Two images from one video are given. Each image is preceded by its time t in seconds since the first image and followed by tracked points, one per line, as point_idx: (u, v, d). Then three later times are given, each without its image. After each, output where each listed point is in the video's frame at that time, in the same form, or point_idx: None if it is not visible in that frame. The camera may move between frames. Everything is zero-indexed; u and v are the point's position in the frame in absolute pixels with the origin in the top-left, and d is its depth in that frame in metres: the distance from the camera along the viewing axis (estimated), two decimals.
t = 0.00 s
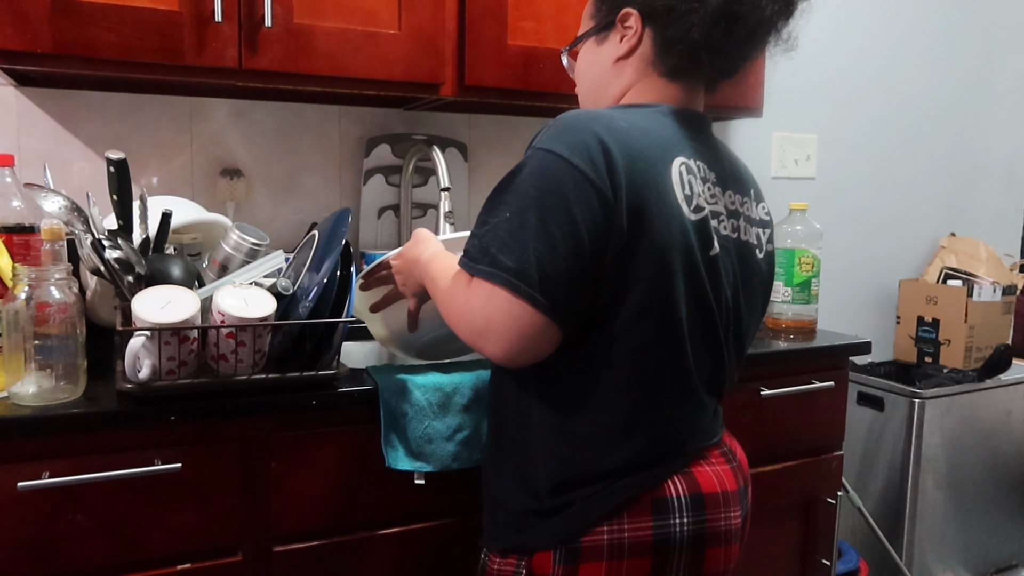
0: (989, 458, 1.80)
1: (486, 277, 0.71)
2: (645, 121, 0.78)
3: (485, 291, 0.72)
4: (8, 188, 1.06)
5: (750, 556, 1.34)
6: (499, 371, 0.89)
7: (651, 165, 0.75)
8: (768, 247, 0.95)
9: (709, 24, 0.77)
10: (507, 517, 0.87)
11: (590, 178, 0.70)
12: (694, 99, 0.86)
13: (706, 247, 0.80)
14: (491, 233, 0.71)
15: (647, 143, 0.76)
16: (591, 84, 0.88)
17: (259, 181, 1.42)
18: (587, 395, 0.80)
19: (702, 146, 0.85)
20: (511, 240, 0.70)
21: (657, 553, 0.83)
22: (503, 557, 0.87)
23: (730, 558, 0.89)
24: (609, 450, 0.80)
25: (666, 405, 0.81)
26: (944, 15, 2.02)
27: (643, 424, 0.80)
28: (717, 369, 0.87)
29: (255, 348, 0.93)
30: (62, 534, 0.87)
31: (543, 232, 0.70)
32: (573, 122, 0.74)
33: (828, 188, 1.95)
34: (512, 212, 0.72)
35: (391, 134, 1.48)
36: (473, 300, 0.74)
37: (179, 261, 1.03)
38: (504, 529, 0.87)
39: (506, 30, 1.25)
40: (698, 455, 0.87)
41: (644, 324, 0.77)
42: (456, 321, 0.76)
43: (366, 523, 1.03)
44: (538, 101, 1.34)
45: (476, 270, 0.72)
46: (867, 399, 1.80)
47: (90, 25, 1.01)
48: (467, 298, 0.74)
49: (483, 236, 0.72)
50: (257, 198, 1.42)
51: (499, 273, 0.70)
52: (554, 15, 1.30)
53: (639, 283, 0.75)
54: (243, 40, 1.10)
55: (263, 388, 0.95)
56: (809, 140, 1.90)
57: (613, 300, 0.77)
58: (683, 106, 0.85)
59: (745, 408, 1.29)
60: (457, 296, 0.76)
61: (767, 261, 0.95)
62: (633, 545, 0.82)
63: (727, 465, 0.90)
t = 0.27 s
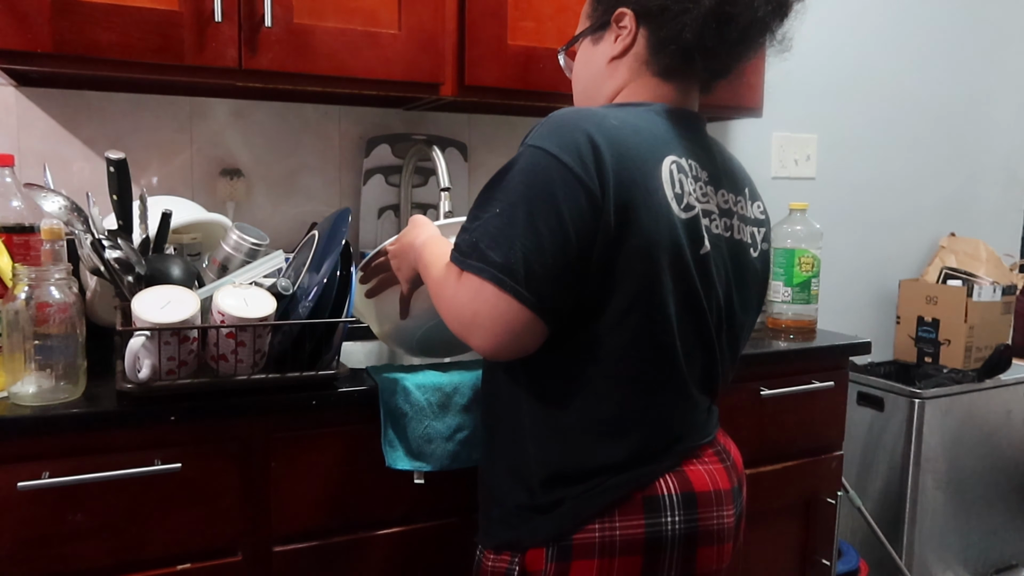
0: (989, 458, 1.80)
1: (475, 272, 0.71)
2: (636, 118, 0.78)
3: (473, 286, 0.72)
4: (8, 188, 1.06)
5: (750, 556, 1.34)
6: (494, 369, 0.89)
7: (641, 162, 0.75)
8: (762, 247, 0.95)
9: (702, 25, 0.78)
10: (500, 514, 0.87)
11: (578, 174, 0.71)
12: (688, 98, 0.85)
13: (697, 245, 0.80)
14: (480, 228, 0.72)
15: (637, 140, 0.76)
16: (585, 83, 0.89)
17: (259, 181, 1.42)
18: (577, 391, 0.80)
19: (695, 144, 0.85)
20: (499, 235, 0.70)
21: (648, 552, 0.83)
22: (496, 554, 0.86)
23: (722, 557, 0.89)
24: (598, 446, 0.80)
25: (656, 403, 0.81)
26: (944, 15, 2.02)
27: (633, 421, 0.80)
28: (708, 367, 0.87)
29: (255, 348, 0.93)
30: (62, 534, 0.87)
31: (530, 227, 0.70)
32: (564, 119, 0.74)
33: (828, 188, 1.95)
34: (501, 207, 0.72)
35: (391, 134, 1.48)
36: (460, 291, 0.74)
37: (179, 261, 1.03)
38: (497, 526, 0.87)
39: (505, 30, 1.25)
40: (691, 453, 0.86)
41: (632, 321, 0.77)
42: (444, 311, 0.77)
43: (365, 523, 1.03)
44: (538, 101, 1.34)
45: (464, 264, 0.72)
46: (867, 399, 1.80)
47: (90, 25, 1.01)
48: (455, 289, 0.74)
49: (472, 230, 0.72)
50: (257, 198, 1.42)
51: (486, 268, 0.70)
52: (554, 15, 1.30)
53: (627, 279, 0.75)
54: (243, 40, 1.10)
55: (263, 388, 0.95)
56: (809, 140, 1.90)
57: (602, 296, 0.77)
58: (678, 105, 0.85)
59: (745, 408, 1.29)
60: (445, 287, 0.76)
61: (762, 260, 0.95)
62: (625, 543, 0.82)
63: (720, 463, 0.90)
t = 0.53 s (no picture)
0: (989, 458, 1.80)
1: (476, 266, 0.71)
2: (640, 116, 0.79)
3: (474, 279, 0.72)
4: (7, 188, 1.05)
5: (750, 555, 1.34)
6: (495, 367, 0.89)
7: (644, 160, 0.76)
8: (765, 247, 0.95)
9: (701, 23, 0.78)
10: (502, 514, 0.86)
11: (582, 170, 0.71)
12: (690, 98, 0.86)
13: (700, 244, 0.80)
14: (482, 222, 0.72)
15: (640, 138, 0.76)
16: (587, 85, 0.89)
17: (259, 180, 1.42)
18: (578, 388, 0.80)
19: (699, 144, 0.85)
20: (502, 230, 0.70)
21: (651, 552, 0.83)
22: (499, 554, 0.85)
23: (724, 557, 0.89)
24: (599, 443, 0.80)
25: (657, 400, 0.81)
26: (944, 15, 2.02)
27: (634, 419, 0.80)
28: (710, 367, 0.87)
29: (255, 348, 0.93)
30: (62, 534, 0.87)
31: (532, 222, 0.70)
32: (568, 116, 0.75)
33: (828, 188, 1.95)
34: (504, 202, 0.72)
35: (391, 134, 1.48)
36: (461, 285, 0.74)
37: (179, 261, 1.03)
38: (499, 525, 0.86)
39: (505, 30, 1.25)
40: (693, 453, 0.86)
41: (633, 318, 0.77)
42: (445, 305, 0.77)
43: (365, 523, 1.03)
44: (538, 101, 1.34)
45: (466, 258, 0.72)
46: (867, 399, 1.80)
47: (89, 25, 1.01)
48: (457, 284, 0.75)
49: (474, 225, 0.73)
50: (257, 198, 1.42)
51: (489, 262, 0.71)
52: (554, 15, 1.30)
53: (629, 277, 0.76)
54: (243, 40, 1.10)
55: (263, 388, 0.95)
56: (809, 140, 1.90)
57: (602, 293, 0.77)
58: (680, 105, 0.85)
59: (745, 408, 1.29)
60: (447, 282, 0.77)
61: (764, 261, 0.95)
62: (628, 543, 0.82)
63: (722, 463, 0.89)
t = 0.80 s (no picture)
0: (989, 458, 1.80)
1: (487, 258, 0.72)
2: (650, 115, 0.80)
3: (486, 271, 0.73)
4: (7, 188, 1.05)
5: (750, 555, 1.34)
6: (502, 367, 0.89)
7: (653, 157, 0.77)
8: (770, 249, 0.95)
9: (707, 26, 0.79)
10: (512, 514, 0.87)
11: (593, 165, 0.73)
12: (695, 100, 0.86)
13: (707, 242, 0.81)
14: (495, 215, 0.73)
15: (650, 135, 0.77)
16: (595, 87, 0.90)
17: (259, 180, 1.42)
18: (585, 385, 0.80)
19: (706, 144, 0.86)
20: (513, 222, 0.72)
21: (662, 551, 0.83)
22: (507, 553, 0.86)
23: (733, 557, 0.89)
24: (607, 440, 0.80)
25: (665, 398, 0.81)
26: (944, 14, 2.02)
27: (642, 416, 0.80)
28: (717, 366, 0.87)
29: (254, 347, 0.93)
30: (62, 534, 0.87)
31: (544, 214, 0.72)
32: (579, 113, 0.76)
33: (829, 188, 1.95)
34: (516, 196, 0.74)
35: (391, 134, 1.48)
36: (471, 278, 0.75)
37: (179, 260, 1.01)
38: (509, 524, 0.87)
39: (505, 30, 1.25)
40: (702, 452, 0.86)
41: (642, 313, 0.77)
42: (453, 299, 0.78)
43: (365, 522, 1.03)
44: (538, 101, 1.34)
45: (477, 251, 0.74)
46: (868, 399, 1.80)
47: (89, 25, 1.01)
48: (466, 277, 0.76)
49: (487, 218, 0.74)
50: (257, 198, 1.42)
51: (500, 253, 0.72)
52: (554, 15, 1.30)
53: (638, 272, 0.76)
54: (243, 40, 1.10)
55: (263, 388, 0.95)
56: (809, 140, 1.90)
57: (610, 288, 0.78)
58: (684, 106, 0.85)
59: (745, 408, 1.29)
60: (454, 276, 0.78)
61: (769, 262, 0.95)
62: (639, 542, 0.81)
63: (730, 462, 0.89)
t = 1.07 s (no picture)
0: (989, 458, 1.80)
1: (492, 255, 0.73)
2: (654, 114, 0.80)
3: (490, 268, 0.74)
4: (7, 188, 1.05)
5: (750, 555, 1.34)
6: (508, 368, 0.89)
7: (657, 156, 0.76)
8: (772, 249, 0.95)
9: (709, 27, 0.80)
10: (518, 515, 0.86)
11: (597, 162, 0.73)
12: (697, 100, 0.86)
13: (711, 240, 0.81)
14: (499, 213, 0.74)
15: (654, 133, 0.77)
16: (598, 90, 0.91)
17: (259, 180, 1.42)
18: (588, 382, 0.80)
19: (709, 144, 0.85)
20: (518, 219, 0.72)
21: (671, 550, 0.83)
22: (514, 554, 0.86)
23: (740, 556, 0.89)
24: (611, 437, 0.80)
25: (667, 396, 0.81)
26: (944, 14, 2.02)
27: (644, 413, 0.80)
28: (720, 365, 0.87)
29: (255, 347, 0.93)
30: (62, 534, 0.87)
31: (548, 211, 0.72)
32: (584, 112, 0.76)
33: (828, 188, 1.95)
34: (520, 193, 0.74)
35: (391, 134, 1.48)
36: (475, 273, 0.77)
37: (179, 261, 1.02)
38: (515, 524, 0.86)
39: (505, 30, 1.25)
40: (709, 452, 0.87)
41: (646, 311, 0.77)
42: (455, 294, 0.79)
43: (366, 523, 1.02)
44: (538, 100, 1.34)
45: (481, 248, 0.74)
46: (867, 399, 1.80)
47: (89, 25, 1.01)
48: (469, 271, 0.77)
49: (493, 215, 0.74)
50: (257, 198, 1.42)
51: (504, 250, 0.72)
52: (554, 15, 1.30)
53: (642, 270, 0.76)
54: (243, 40, 1.10)
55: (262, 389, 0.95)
56: (809, 140, 1.90)
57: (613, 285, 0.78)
58: (687, 107, 0.85)
59: (746, 408, 1.29)
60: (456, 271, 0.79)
61: (770, 262, 0.95)
62: (647, 542, 0.82)
63: (736, 462, 0.90)
